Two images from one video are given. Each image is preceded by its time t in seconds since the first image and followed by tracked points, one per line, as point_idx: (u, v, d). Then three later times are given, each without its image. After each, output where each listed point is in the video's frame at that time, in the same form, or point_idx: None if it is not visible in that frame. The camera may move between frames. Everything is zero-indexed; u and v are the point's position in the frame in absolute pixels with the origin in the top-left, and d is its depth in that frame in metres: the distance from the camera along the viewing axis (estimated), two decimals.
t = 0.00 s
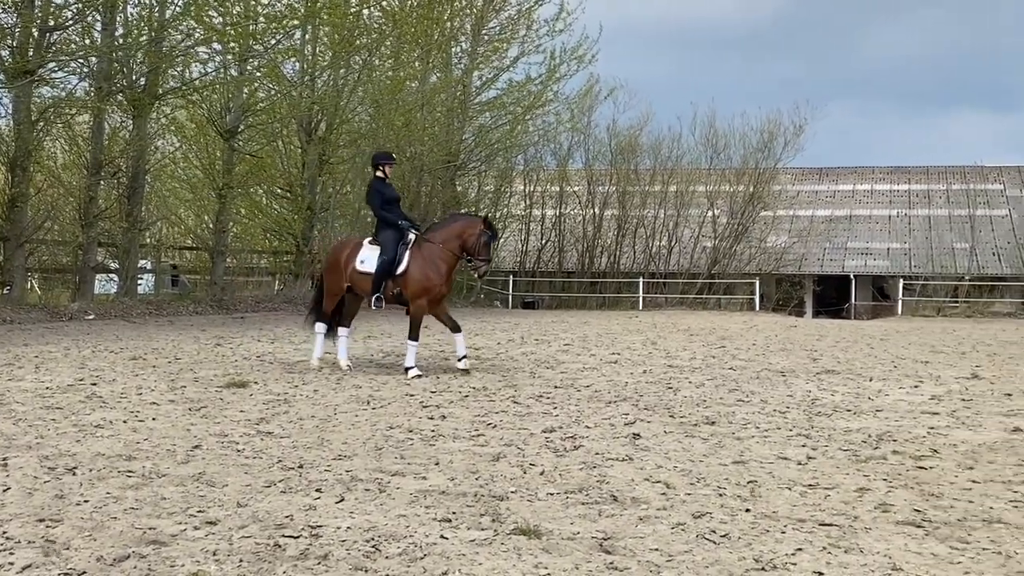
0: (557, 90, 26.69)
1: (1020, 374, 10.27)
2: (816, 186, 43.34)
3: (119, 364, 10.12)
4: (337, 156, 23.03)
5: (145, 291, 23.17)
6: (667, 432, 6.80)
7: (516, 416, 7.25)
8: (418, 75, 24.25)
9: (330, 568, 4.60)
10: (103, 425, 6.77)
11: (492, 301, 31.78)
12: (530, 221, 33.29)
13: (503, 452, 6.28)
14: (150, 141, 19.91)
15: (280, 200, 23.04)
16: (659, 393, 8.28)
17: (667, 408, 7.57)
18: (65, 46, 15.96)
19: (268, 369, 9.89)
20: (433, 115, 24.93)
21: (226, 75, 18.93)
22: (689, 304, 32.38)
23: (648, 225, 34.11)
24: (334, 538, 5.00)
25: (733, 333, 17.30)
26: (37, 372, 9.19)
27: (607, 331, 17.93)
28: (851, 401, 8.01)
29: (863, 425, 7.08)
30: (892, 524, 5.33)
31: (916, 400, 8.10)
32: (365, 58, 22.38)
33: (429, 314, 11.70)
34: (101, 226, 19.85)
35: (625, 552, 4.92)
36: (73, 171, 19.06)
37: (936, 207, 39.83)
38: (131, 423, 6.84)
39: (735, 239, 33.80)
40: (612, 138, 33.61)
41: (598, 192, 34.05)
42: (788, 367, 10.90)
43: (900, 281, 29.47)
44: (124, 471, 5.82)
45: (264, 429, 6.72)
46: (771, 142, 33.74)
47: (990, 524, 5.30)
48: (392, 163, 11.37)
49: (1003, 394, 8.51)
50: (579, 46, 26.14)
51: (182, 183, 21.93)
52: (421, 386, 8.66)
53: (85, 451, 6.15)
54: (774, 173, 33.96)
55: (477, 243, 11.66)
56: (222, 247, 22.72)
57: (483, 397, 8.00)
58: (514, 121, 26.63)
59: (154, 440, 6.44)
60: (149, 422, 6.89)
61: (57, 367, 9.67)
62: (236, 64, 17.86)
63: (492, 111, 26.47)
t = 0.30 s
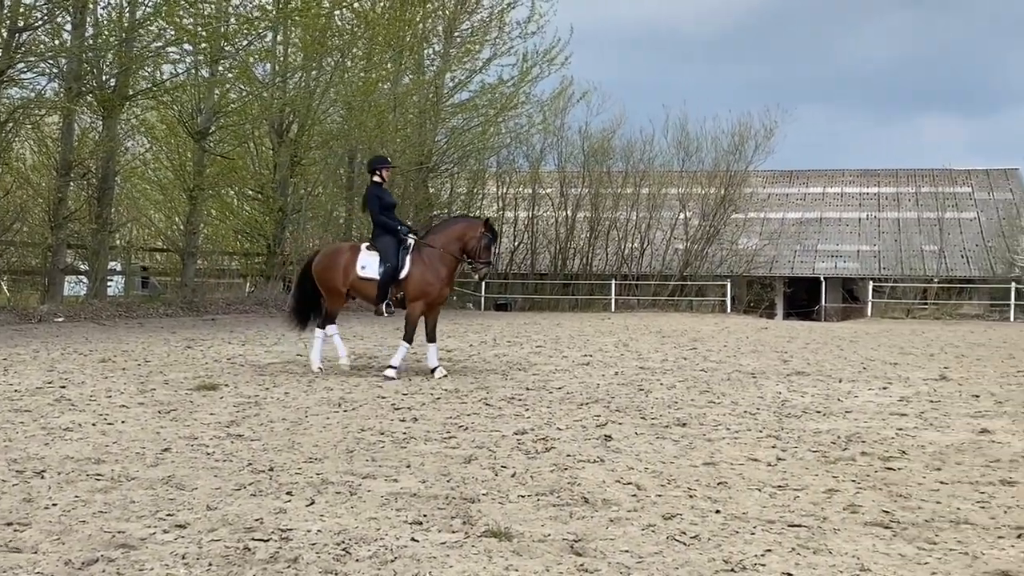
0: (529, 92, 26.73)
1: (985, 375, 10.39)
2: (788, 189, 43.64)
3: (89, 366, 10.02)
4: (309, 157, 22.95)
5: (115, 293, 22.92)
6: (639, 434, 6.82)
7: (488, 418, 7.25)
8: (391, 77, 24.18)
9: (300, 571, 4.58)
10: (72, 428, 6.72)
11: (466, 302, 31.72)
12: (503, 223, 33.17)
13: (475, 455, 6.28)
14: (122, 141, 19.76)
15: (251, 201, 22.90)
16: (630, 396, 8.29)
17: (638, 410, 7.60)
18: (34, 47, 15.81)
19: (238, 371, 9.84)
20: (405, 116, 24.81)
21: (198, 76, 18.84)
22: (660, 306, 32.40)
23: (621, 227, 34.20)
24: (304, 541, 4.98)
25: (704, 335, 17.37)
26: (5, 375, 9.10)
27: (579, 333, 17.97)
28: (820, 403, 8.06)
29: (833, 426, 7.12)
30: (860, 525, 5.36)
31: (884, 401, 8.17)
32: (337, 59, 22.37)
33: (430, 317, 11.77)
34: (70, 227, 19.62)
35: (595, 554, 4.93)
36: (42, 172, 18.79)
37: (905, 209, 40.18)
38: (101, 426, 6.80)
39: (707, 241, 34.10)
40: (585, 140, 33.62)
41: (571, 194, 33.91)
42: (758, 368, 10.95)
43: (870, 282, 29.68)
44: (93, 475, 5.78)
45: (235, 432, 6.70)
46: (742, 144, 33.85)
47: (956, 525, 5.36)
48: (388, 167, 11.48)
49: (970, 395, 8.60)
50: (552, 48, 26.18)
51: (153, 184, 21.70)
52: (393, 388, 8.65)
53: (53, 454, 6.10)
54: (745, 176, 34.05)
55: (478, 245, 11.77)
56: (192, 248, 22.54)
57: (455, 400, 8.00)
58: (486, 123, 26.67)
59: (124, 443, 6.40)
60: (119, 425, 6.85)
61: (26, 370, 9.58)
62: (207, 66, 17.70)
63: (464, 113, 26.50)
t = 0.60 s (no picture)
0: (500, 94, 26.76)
1: (951, 377, 10.50)
2: (757, 192, 43.97)
3: (57, 369, 9.91)
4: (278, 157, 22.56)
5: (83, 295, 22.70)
6: (609, 436, 6.83)
7: (458, 420, 7.25)
8: (360, 78, 23.94)
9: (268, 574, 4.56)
10: (38, 431, 6.67)
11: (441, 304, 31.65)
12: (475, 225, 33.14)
13: (445, 457, 6.28)
14: (89, 143, 19.68)
15: (220, 203, 22.59)
16: (600, 398, 8.32)
17: (608, 412, 7.62)
18: None
19: (207, 374, 9.78)
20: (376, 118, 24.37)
21: (166, 78, 18.78)
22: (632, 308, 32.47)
23: (592, 230, 34.16)
24: (272, 545, 4.96)
25: (675, 337, 17.48)
26: None
27: (551, 334, 18.02)
28: (788, 404, 8.12)
29: (801, 427, 7.16)
30: (827, 526, 5.40)
31: (852, 403, 8.24)
32: (308, 61, 22.42)
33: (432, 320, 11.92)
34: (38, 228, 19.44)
35: (564, 556, 4.93)
36: (7, 172, 18.65)
37: (873, 212, 40.55)
38: (67, 429, 6.75)
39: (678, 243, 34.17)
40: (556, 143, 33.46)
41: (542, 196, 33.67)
42: (729, 370, 11.02)
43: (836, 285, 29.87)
44: (59, 479, 5.73)
45: (203, 435, 6.66)
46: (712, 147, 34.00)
47: (922, 525, 5.40)
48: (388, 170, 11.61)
49: (935, 396, 8.71)
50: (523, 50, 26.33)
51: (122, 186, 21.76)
52: (363, 390, 8.64)
53: (19, 458, 6.05)
54: (716, 179, 34.19)
55: (479, 250, 12.10)
56: (162, 251, 22.36)
57: (425, 402, 8.00)
58: (458, 125, 26.66)
59: (90, 447, 6.35)
60: (86, 428, 6.80)
61: None
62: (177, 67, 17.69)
63: (435, 115, 26.48)
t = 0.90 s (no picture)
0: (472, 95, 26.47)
1: (916, 378, 10.58)
2: (727, 193, 44.15)
3: (22, 372, 9.80)
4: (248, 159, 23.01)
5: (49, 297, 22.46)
6: (578, 438, 6.83)
7: (427, 423, 7.23)
8: (330, 79, 23.97)
9: None
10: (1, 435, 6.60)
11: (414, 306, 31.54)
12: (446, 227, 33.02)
13: (414, 459, 6.27)
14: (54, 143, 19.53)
15: (188, 205, 22.77)
16: (569, 399, 8.32)
17: (577, 414, 7.61)
18: None
19: (172, 377, 9.71)
20: (346, 120, 24.09)
21: (132, 78, 18.65)
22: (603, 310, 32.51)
23: (563, 231, 34.00)
24: (238, 548, 4.92)
25: (644, 339, 17.52)
26: None
27: (523, 337, 18.01)
28: (757, 405, 8.13)
29: (770, 428, 7.18)
30: (795, 527, 5.41)
31: (821, 403, 8.26)
32: (276, 61, 22.45)
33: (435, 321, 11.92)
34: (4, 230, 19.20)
35: (532, 558, 4.92)
36: None
37: (842, 214, 40.77)
38: (32, 433, 6.68)
39: (648, 245, 34.21)
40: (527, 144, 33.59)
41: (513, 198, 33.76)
42: (698, 371, 11.06)
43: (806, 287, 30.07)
44: (23, 483, 5.67)
45: (169, 438, 6.62)
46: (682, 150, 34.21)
47: (889, 525, 5.43)
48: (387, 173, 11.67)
49: (903, 397, 8.77)
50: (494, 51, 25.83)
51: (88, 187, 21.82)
52: (331, 393, 8.60)
53: None
54: (686, 181, 34.40)
55: (478, 247, 12.09)
56: (129, 253, 22.00)
57: (394, 405, 7.97)
58: (428, 126, 25.93)
59: (55, 450, 6.29)
60: (50, 432, 6.74)
61: None
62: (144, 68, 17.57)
63: (405, 116, 25.78)
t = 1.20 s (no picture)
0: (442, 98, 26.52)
1: (884, 379, 10.67)
2: (696, 197, 44.48)
3: None
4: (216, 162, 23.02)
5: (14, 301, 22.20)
6: (548, 440, 6.84)
7: (397, 426, 7.22)
8: (300, 81, 24.18)
9: None
10: None
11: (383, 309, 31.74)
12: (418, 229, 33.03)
13: (383, 462, 6.26)
14: (20, 145, 19.36)
15: (156, 207, 22.64)
16: (540, 402, 8.33)
17: (548, 417, 7.63)
18: None
19: (141, 381, 9.64)
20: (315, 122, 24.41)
21: (100, 79, 18.58)
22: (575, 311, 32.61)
23: (534, 234, 34.16)
24: (206, 552, 4.89)
25: (615, 341, 17.58)
26: None
27: (495, 340, 18.04)
28: (727, 407, 8.17)
29: (740, 430, 7.21)
30: (762, 528, 5.44)
31: (789, 405, 8.32)
32: (246, 63, 22.58)
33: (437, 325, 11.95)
34: None
35: (501, 561, 4.92)
36: None
37: (811, 217, 41.13)
38: None
39: (619, 247, 34.36)
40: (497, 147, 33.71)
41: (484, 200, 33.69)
42: (668, 374, 11.11)
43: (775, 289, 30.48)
44: None
45: (137, 442, 6.59)
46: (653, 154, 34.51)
47: (855, 526, 5.47)
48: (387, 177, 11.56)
49: (871, 398, 8.84)
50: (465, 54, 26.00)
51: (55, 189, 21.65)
52: (301, 397, 8.58)
53: None
54: (655, 184, 34.68)
55: (482, 252, 12.20)
56: (96, 255, 21.69)
57: (364, 407, 7.96)
58: (399, 129, 25.81)
59: (21, 455, 6.24)
60: (15, 436, 6.67)
61: None
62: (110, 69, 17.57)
63: (375, 118, 25.64)
